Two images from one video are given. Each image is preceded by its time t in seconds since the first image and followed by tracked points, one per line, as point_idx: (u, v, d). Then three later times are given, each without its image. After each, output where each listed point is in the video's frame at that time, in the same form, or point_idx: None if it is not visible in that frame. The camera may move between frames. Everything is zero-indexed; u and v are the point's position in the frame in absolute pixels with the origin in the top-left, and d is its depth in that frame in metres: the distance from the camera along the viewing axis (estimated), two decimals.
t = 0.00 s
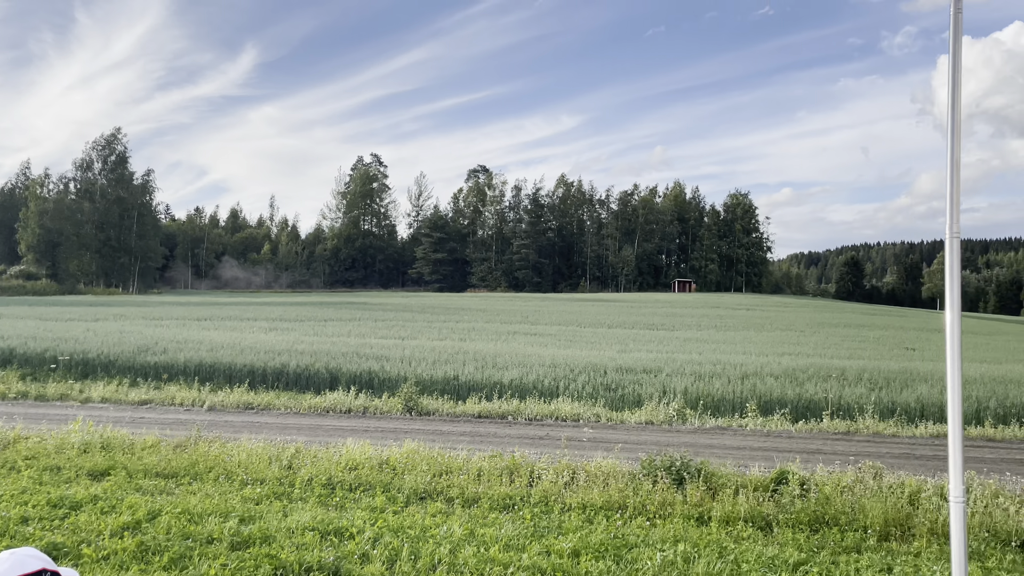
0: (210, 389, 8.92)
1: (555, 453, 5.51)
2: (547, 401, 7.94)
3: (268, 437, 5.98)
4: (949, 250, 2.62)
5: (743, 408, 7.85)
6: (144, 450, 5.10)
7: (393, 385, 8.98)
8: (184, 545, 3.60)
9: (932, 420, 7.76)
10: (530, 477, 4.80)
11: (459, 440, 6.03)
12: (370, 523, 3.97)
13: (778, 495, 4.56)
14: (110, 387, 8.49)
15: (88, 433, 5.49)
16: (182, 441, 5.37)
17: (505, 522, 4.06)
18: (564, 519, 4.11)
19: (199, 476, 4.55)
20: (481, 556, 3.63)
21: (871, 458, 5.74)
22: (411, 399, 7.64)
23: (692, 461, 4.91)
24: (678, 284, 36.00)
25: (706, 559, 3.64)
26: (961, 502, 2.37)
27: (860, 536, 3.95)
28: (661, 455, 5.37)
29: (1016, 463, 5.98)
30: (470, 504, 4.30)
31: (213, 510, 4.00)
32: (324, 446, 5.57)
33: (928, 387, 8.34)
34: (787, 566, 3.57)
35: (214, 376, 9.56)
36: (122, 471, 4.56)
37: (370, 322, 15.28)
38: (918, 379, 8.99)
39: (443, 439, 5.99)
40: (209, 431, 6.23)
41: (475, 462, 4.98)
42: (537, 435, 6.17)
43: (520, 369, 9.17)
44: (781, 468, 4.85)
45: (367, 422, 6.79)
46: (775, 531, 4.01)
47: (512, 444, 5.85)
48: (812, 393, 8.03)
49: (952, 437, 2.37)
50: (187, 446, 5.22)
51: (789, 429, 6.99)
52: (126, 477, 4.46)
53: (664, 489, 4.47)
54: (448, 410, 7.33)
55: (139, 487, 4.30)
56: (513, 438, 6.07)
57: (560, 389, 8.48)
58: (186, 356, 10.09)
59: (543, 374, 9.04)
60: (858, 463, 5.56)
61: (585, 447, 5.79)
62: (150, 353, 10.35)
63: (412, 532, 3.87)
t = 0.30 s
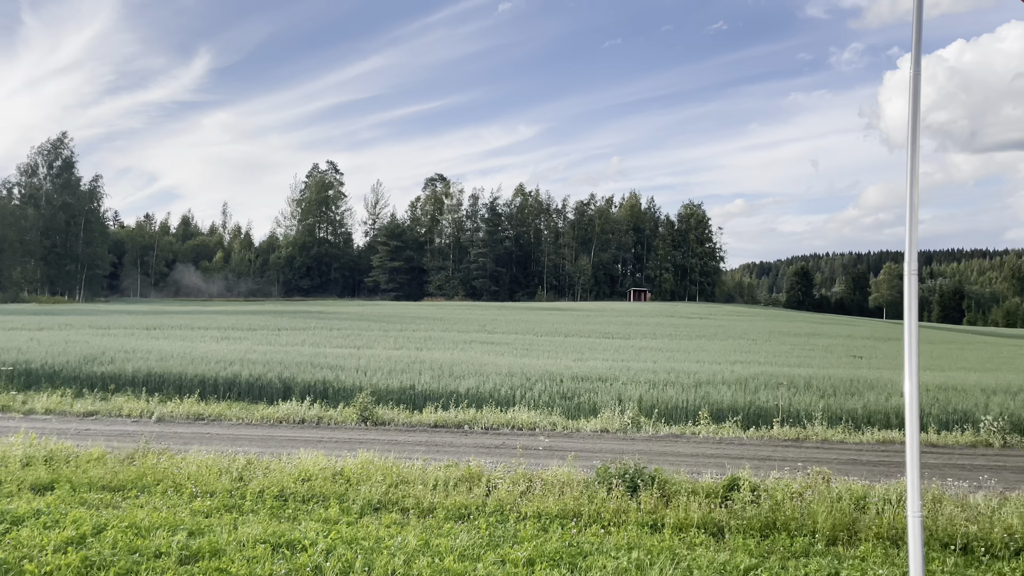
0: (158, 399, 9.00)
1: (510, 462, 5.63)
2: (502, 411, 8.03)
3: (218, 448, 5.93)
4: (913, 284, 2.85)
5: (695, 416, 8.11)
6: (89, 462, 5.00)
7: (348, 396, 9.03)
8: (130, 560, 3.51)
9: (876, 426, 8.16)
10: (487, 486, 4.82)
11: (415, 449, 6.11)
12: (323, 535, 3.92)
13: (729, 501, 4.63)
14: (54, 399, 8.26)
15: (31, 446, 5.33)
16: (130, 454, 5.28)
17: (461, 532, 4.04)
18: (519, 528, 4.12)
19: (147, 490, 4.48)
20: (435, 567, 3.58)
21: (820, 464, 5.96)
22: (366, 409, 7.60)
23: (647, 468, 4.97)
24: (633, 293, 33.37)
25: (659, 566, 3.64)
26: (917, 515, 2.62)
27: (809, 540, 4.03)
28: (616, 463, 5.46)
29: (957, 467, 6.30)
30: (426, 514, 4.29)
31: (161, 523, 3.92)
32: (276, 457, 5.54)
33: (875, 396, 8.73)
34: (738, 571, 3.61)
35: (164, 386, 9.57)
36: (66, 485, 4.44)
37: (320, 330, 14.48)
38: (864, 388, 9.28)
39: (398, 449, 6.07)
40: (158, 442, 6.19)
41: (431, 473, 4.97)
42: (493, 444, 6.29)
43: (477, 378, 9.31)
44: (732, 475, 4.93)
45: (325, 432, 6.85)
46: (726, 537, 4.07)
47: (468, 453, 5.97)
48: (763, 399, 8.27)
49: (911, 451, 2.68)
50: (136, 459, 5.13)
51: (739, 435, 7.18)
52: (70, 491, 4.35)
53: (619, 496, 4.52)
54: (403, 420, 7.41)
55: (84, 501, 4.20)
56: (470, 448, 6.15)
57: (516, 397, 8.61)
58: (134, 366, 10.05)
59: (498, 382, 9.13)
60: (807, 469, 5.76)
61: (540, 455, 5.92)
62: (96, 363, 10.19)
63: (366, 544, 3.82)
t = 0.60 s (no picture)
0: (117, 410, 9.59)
1: (473, 469, 5.81)
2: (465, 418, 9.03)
3: (176, 459, 6.15)
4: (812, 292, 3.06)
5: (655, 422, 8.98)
6: (43, 474, 4.91)
7: (309, 404, 9.65)
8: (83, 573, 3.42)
9: (835, 430, 9.17)
10: (451, 494, 4.84)
11: (377, 458, 6.30)
12: (283, 545, 3.86)
13: (690, 507, 4.69)
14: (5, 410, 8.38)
15: None
16: (85, 466, 5.19)
17: (423, 540, 4.02)
18: (482, 536, 4.11)
19: (101, 501, 4.40)
20: None
21: (778, 469, 6.21)
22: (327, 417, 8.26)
23: (609, 475, 5.04)
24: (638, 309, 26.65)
25: (621, 571, 3.66)
26: (832, 515, 2.58)
27: (768, 545, 4.08)
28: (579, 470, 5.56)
29: (911, 471, 6.59)
30: (387, 523, 4.27)
31: (116, 535, 3.84)
32: (233, 468, 5.53)
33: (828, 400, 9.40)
34: None
35: (120, 395, 10.03)
36: (17, 497, 4.34)
37: (267, 323, 13.60)
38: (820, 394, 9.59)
39: (361, 458, 6.26)
40: (113, 453, 6.36)
41: (394, 481, 4.99)
42: (457, 453, 6.50)
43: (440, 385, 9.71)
44: (693, 481, 5.01)
45: (290, 442, 7.07)
46: (687, 542, 4.10)
47: (432, 462, 6.17)
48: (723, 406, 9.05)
49: (822, 446, 2.68)
50: (91, 470, 5.06)
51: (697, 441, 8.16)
52: (21, 503, 4.25)
53: (582, 503, 4.58)
54: (364, 428, 8.10)
55: (35, 514, 4.10)
56: (434, 456, 6.34)
57: (481, 406, 9.36)
58: (89, 374, 10.15)
59: (462, 390, 9.67)
60: (765, 474, 6.00)
61: (506, 463, 6.14)
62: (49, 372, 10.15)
63: (328, 553, 3.78)
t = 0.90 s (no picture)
0: (79, 417, 9.36)
1: (443, 476, 6.01)
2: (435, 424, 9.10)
3: (140, 467, 6.28)
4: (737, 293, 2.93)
5: (624, 428, 9.10)
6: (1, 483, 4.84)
7: (275, 411, 9.66)
8: None
9: (800, 433, 9.36)
10: (418, 501, 4.87)
11: (344, 465, 6.53)
12: (248, 554, 3.81)
13: (658, 510, 4.77)
14: None
15: None
16: (46, 475, 5.12)
17: (391, 547, 4.01)
18: (450, 543, 4.09)
19: (60, 511, 4.33)
20: None
21: (744, 473, 6.48)
22: (293, 424, 8.61)
23: (578, 480, 5.11)
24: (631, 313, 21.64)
25: None
26: (766, 516, 2.54)
27: (734, 548, 4.13)
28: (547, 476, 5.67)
29: (874, 474, 6.80)
30: (356, 531, 4.26)
31: (77, 545, 3.77)
32: (198, 476, 5.55)
33: (797, 404, 9.69)
34: None
35: (81, 403, 9.77)
36: None
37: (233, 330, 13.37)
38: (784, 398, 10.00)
39: (327, 465, 6.53)
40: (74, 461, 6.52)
41: (362, 488, 5.00)
42: (426, 459, 6.74)
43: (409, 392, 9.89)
44: (661, 485, 5.09)
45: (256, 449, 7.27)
46: (655, 546, 4.13)
47: (401, 468, 6.38)
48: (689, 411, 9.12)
49: (752, 448, 2.67)
50: (51, 479, 5.00)
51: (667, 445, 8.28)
52: None
53: (551, 508, 4.62)
54: (334, 436, 8.33)
55: None
56: (402, 463, 6.56)
57: (449, 411, 9.49)
58: (50, 381, 9.79)
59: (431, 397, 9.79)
60: (733, 477, 6.24)
61: (475, 469, 6.39)
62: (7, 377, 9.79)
63: (294, 561, 3.73)
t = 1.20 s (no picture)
0: (44, 422, 9.90)
1: (415, 480, 6.15)
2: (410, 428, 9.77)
3: (106, 472, 6.39)
4: (679, 320, 3.36)
5: (599, 432, 9.80)
6: None
7: (247, 415, 10.23)
8: None
9: (772, 436, 10.09)
10: (390, 505, 4.89)
11: (317, 470, 6.61)
12: (217, 559, 3.79)
13: (631, 513, 4.82)
14: None
15: None
16: (10, 481, 5.09)
17: (363, 552, 4.00)
18: (423, 547, 4.09)
19: (25, 517, 4.29)
20: None
21: (716, 476, 6.74)
22: (266, 429, 9.07)
23: (552, 484, 5.17)
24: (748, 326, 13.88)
25: None
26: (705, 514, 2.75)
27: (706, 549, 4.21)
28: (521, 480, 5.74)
29: (844, 476, 6.96)
30: (329, 535, 4.28)
31: (43, 552, 3.71)
32: (166, 481, 5.56)
33: (770, 407, 10.31)
34: None
35: (48, 407, 10.16)
36: None
37: (204, 333, 12.03)
38: (754, 401, 10.45)
39: (299, 469, 6.60)
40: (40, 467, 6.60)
41: (335, 493, 5.02)
42: (401, 463, 6.84)
43: (385, 396, 10.29)
44: (635, 488, 5.14)
45: (226, 454, 7.34)
46: (627, 549, 4.16)
47: (373, 473, 6.50)
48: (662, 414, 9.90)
49: (695, 461, 2.89)
50: (15, 486, 4.98)
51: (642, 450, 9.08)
52: None
53: (524, 511, 4.65)
54: (304, 441, 9.01)
55: None
56: (375, 468, 6.68)
57: (425, 415, 10.00)
58: (18, 385, 10.18)
59: (408, 401, 10.18)
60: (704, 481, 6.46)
61: (449, 472, 6.52)
62: None
63: (265, 567, 3.71)
